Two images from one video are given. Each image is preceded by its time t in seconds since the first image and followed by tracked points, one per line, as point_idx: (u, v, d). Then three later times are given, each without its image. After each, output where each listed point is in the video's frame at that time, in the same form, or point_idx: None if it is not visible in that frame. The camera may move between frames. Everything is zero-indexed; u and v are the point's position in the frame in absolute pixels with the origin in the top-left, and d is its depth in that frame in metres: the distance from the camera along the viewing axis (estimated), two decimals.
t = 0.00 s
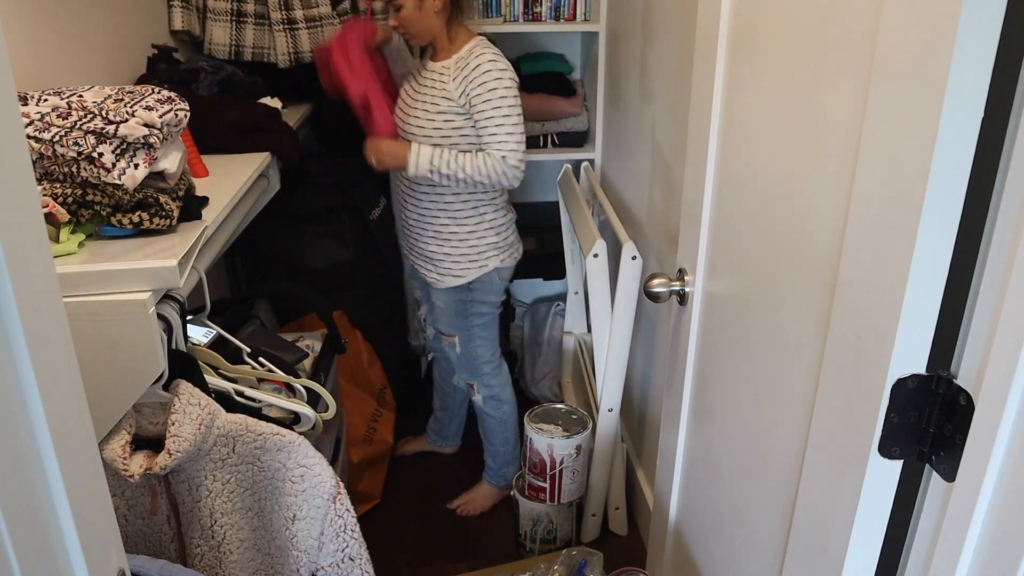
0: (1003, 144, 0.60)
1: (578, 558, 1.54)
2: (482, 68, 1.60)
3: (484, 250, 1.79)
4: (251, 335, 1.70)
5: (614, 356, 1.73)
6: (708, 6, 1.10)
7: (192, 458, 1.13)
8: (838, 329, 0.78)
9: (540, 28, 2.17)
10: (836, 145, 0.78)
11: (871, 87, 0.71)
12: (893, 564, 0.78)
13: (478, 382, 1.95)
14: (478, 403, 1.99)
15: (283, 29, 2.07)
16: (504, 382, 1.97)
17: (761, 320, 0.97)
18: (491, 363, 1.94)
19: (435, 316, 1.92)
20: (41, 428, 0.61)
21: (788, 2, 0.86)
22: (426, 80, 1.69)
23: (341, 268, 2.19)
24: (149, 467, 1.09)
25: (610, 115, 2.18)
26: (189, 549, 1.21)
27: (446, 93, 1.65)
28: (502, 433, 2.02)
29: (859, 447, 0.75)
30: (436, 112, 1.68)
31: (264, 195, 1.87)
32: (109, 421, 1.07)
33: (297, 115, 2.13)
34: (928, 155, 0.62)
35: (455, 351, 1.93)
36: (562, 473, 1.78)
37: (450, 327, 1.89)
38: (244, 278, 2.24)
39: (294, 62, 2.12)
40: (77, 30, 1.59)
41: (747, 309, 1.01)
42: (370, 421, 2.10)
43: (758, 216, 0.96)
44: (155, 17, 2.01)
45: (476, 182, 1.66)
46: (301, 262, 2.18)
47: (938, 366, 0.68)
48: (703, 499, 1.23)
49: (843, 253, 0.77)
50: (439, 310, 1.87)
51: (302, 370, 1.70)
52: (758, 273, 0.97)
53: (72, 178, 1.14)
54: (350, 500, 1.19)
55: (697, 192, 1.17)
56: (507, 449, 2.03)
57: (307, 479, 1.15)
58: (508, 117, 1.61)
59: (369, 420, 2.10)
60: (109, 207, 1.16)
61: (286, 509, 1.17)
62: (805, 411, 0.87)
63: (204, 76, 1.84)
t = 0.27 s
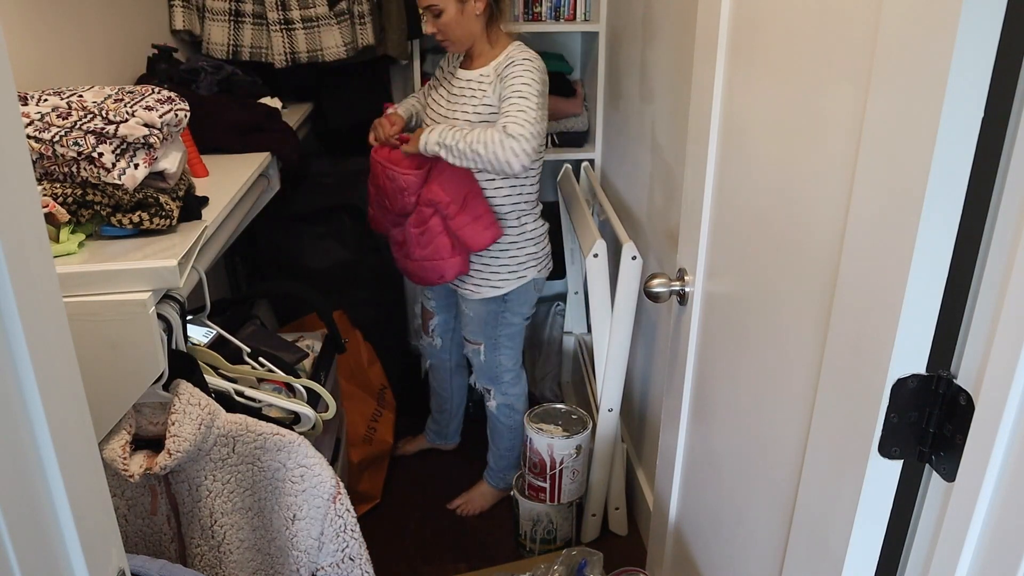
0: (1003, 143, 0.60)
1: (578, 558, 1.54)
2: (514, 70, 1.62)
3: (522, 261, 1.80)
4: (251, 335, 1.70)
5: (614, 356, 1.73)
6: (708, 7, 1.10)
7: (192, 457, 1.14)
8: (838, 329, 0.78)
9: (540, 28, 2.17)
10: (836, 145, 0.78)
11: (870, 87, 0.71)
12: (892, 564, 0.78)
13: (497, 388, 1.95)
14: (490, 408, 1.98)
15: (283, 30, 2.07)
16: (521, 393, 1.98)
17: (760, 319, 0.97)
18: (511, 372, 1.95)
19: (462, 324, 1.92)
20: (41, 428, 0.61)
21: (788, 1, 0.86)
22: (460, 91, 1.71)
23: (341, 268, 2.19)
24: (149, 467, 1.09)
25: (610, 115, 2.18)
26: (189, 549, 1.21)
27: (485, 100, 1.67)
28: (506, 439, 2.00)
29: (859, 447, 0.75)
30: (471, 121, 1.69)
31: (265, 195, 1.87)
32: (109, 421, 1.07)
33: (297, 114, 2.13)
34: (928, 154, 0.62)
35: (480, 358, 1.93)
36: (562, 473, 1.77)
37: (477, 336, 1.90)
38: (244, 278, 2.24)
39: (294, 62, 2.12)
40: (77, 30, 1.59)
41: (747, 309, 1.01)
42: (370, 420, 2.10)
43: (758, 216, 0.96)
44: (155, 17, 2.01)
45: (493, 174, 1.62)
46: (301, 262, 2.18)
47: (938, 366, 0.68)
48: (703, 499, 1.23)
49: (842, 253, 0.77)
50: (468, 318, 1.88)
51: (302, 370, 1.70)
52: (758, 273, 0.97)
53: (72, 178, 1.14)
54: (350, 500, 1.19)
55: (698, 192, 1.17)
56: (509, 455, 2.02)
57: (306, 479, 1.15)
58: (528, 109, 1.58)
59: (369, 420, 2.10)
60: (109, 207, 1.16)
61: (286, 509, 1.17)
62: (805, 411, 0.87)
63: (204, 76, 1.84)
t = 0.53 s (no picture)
0: (1003, 144, 0.60)
1: (578, 558, 1.54)
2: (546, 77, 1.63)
3: (537, 261, 1.81)
4: (251, 335, 1.70)
5: (614, 356, 1.73)
6: (708, 7, 1.10)
7: (192, 457, 1.14)
8: (838, 329, 0.78)
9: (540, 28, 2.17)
10: (836, 144, 0.78)
11: (870, 86, 0.71)
12: (892, 564, 0.78)
13: (500, 390, 1.96)
14: (493, 409, 1.98)
15: (283, 30, 2.07)
16: (524, 394, 1.99)
17: (761, 319, 0.97)
18: (515, 374, 1.95)
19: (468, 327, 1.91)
20: (41, 427, 0.61)
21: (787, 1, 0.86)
22: (479, 91, 1.69)
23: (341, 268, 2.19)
24: (150, 467, 1.09)
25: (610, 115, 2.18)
26: (189, 548, 1.21)
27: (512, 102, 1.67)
28: (510, 439, 2.00)
29: (859, 447, 0.75)
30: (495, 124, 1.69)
31: (265, 195, 1.87)
32: (109, 421, 1.07)
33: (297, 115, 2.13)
34: (928, 154, 0.62)
35: (486, 361, 1.93)
36: (562, 473, 1.78)
37: (486, 339, 1.89)
38: (244, 278, 2.25)
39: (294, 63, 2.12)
40: (77, 29, 1.59)
41: (748, 308, 1.01)
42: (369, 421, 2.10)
43: (758, 216, 0.96)
44: (155, 17, 2.01)
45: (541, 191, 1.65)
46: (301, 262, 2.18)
47: (938, 366, 0.68)
48: (703, 498, 1.23)
49: (842, 253, 0.77)
50: (478, 322, 1.87)
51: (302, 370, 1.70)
52: (758, 273, 0.97)
53: (72, 178, 1.14)
54: (350, 500, 1.19)
55: (697, 192, 1.17)
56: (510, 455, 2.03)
57: (306, 479, 1.15)
58: (576, 121, 1.61)
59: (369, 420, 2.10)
60: (109, 207, 1.16)
61: (286, 509, 1.17)
62: (805, 410, 0.87)
63: (204, 76, 1.83)
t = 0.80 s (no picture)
0: (1003, 144, 0.60)
1: (578, 558, 1.54)
2: (544, 75, 1.65)
3: (539, 258, 1.82)
4: (251, 335, 1.69)
5: (614, 356, 1.73)
6: (708, 7, 1.10)
7: (192, 457, 1.14)
8: (838, 328, 0.78)
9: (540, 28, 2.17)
10: (835, 144, 0.78)
11: (870, 86, 0.71)
12: (892, 564, 0.78)
13: (505, 388, 1.96)
14: (496, 408, 1.97)
15: (283, 30, 2.07)
16: (526, 392, 1.99)
17: (760, 319, 0.97)
18: (519, 372, 1.95)
19: (471, 326, 1.91)
20: (41, 427, 0.61)
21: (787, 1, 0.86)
22: (477, 89, 1.69)
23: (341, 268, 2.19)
24: (149, 467, 1.09)
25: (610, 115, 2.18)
26: (189, 549, 1.21)
27: (511, 98, 1.66)
28: (512, 438, 2.00)
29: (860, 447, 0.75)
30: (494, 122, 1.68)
31: (265, 195, 1.87)
32: (109, 421, 1.07)
33: (297, 115, 2.13)
34: (928, 154, 0.62)
35: (489, 360, 1.92)
36: (562, 473, 1.78)
37: (490, 337, 1.89)
38: (244, 278, 2.25)
39: (294, 63, 2.12)
40: (77, 29, 1.59)
41: (748, 308, 1.01)
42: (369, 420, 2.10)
43: (758, 216, 0.96)
44: (155, 17, 2.01)
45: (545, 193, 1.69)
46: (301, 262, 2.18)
47: (938, 366, 0.68)
48: (702, 498, 1.23)
49: (842, 253, 0.77)
50: (482, 321, 1.87)
51: (302, 370, 1.70)
52: (758, 273, 0.97)
53: (72, 178, 1.14)
54: (350, 500, 1.19)
55: (697, 192, 1.17)
56: (512, 453, 2.03)
57: (307, 479, 1.15)
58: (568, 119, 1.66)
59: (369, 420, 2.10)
60: (109, 207, 1.16)
61: (286, 509, 1.17)
62: (805, 409, 0.87)
63: (204, 77, 1.83)
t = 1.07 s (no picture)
0: (1003, 144, 0.60)
1: (578, 558, 1.54)
2: (544, 77, 1.64)
3: (538, 258, 1.82)
4: (251, 335, 1.70)
5: (614, 356, 1.73)
6: (708, 7, 1.10)
7: (192, 457, 1.14)
8: (838, 328, 0.78)
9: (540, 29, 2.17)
10: (835, 144, 0.78)
11: (871, 86, 0.71)
12: (892, 564, 0.78)
13: (504, 388, 1.95)
14: (496, 408, 1.97)
15: (283, 30, 2.07)
16: (525, 392, 1.98)
17: (761, 319, 0.97)
18: (518, 372, 1.95)
19: (471, 326, 1.91)
20: (41, 427, 0.61)
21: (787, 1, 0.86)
22: (477, 91, 1.69)
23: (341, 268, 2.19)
24: (149, 467, 1.09)
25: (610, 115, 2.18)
26: (189, 548, 1.21)
27: (510, 100, 1.66)
28: (511, 438, 2.00)
29: (860, 446, 0.75)
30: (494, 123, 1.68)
31: (265, 195, 1.87)
32: (109, 421, 1.07)
33: (297, 115, 2.13)
34: (928, 154, 0.62)
35: (488, 359, 1.92)
36: (562, 473, 1.78)
37: (489, 337, 1.89)
38: (244, 278, 2.25)
39: (294, 63, 2.12)
40: (77, 29, 1.59)
41: (748, 309, 1.01)
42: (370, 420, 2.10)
43: (757, 216, 0.96)
44: (155, 17, 2.01)
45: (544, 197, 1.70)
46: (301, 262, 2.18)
47: (938, 366, 0.68)
48: (703, 498, 1.23)
49: (842, 253, 0.77)
50: (481, 321, 1.87)
51: (302, 370, 1.70)
52: (758, 273, 0.97)
53: (72, 178, 1.14)
54: (350, 500, 1.19)
55: (697, 192, 1.17)
56: (512, 453, 2.03)
57: (306, 479, 1.15)
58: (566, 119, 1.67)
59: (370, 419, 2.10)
60: (109, 207, 1.16)
61: (286, 509, 1.17)
62: (805, 409, 0.87)
63: (204, 77, 1.83)
